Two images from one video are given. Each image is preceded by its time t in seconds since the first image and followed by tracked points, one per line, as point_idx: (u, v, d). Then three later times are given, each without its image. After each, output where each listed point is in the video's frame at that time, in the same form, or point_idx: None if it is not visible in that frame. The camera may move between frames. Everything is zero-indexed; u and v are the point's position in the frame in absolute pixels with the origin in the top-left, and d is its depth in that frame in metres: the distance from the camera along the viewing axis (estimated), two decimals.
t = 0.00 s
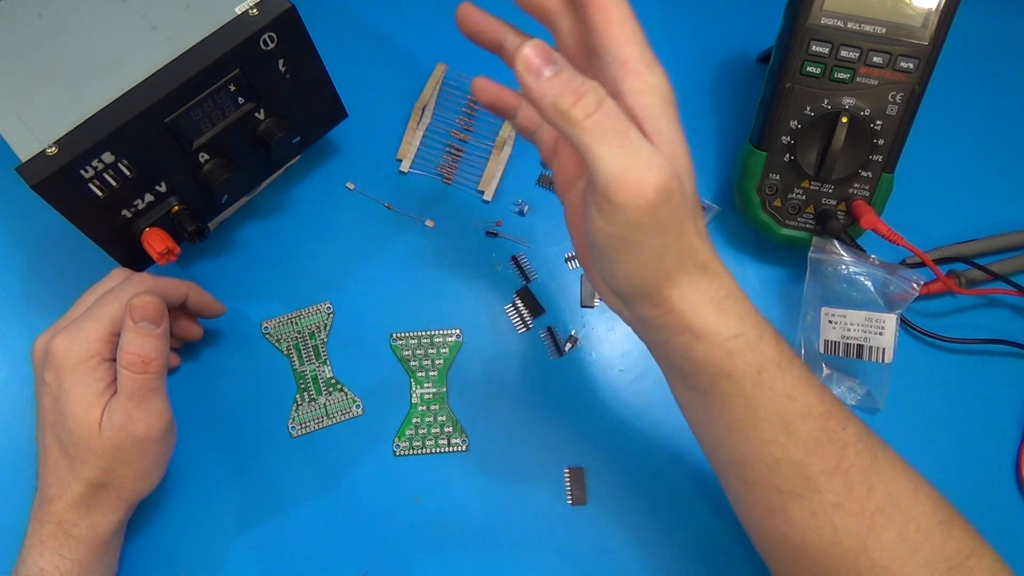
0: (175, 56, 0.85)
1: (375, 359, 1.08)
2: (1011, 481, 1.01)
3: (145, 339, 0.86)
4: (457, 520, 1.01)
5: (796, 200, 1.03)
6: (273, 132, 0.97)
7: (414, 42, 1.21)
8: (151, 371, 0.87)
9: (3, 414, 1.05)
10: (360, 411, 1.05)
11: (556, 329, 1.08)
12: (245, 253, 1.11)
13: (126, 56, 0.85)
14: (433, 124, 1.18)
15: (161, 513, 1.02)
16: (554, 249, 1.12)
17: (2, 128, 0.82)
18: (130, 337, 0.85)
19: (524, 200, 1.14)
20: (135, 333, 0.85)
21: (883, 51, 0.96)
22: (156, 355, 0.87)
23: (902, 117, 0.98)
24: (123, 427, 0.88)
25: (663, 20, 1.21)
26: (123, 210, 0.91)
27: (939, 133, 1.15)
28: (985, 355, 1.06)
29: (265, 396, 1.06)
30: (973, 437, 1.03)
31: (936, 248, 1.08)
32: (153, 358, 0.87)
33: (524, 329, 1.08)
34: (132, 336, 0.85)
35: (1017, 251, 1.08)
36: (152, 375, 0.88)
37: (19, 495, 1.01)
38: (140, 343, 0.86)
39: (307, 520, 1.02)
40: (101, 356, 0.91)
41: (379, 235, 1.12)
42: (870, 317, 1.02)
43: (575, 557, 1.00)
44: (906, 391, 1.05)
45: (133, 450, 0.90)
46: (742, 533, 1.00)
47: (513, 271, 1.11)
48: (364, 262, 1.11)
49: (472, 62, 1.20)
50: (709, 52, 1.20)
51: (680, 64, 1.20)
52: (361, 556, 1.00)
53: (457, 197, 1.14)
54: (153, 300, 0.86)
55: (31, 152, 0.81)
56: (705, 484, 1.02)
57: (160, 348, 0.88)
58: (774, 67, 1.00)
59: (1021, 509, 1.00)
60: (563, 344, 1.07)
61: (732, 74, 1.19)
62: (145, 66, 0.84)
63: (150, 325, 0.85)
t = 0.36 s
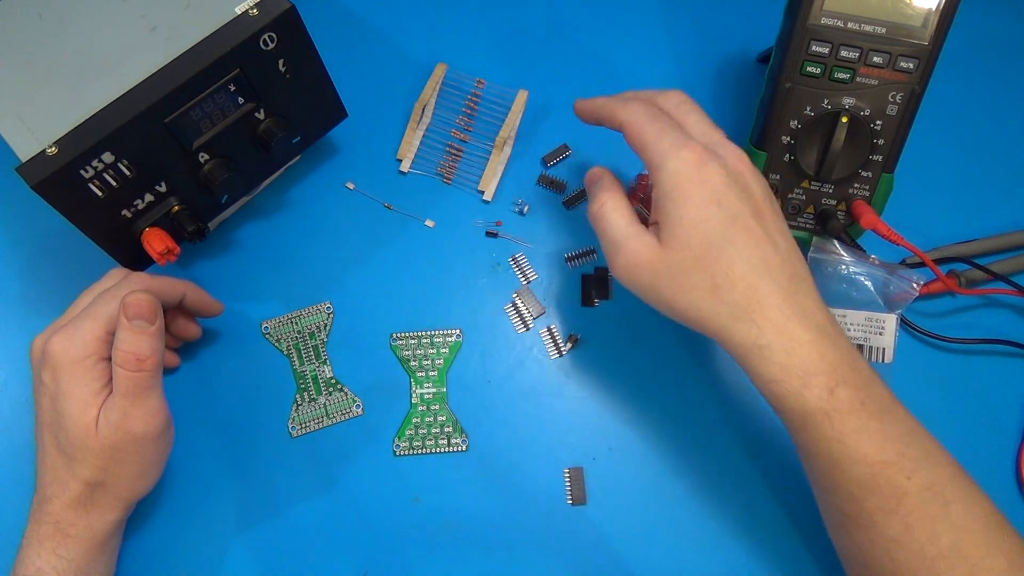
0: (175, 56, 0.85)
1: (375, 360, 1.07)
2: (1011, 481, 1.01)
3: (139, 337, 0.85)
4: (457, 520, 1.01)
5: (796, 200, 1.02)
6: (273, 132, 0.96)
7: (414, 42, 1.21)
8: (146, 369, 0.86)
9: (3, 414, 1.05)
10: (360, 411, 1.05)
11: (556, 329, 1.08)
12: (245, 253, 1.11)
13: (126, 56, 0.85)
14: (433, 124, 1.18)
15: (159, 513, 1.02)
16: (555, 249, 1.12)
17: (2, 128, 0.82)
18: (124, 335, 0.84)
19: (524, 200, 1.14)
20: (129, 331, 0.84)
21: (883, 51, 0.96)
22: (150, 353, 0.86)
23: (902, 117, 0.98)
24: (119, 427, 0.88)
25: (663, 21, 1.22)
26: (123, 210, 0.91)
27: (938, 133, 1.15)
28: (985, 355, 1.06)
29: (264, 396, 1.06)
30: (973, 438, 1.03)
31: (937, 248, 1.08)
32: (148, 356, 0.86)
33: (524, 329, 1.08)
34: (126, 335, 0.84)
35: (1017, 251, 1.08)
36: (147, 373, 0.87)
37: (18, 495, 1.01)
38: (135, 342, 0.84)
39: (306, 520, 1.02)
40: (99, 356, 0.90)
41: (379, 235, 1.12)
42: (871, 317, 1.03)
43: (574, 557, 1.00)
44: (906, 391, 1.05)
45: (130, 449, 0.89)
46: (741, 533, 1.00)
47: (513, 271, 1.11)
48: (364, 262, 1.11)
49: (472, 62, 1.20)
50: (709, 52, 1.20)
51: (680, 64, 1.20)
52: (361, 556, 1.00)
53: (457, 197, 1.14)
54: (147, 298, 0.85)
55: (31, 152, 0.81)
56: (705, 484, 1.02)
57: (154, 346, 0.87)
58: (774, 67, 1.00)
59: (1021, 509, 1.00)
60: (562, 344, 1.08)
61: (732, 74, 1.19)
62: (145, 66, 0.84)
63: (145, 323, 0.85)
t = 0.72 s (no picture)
0: (175, 56, 0.85)
1: (376, 360, 1.08)
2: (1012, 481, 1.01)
3: (143, 337, 0.85)
4: (457, 520, 1.01)
5: (796, 200, 1.02)
6: (273, 132, 0.97)
7: (414, 42, 1.21)
8: (149, 369, 0.86)
9: (3, 413, 1.05)
10: (360, 411, 1.05)
11: (556, 330, 1.09)
12: (246, 253, 1.11)
13: (126, 56, 0.85)
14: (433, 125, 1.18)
15: (160, 513, 1.02)
16: (555, 249, 1.12)
17: (3, 128, 0.82)
18: (127, 335, 0.84)
19: (524, 200, 1.14)
20: (133, 331, 0.84)
21: (883, 51, 0.96)
22: (153, 353, 0.86)
23: (902, 117, 0.98)
24: (119, 426, 0.88)
25: (663, 20, 1.21)
26: (123, 210, 0.91)
27: (938, 133, 1.15)
28: (985, 355, 1.06)
29: (264, 396, 1.06)
30: (973, 438, 1.03)
31: (937, 248, 1.08)
32: (151, 356, 0.85)
33: (524, 329, 1.09)
34: (130, 335, 0.84)
35: (1018, 251, 1.08)
36: (150, 374, 0.87)
37: (18, 495, 1.01)
38: (138, 342, 0.84)
39: (306, 519, 1.02)
40: (100, 356, 0.90)
41: (379, 235, 1.12)
42: (871, 317, 1.02)
43: (573, 557, 1.00)
44: (906, 390, 1.05)
45: (131, 449, 0.89)
46: (741, 533, 1.00)
47: (513, 271, 1.11)
48: (364, 262, 1.11)
49: (472, 62, 1.20)
50: (709, 52, 1.20)
51: (680, 63, 1.20)
52: (361, 556, 1.00)
53: (457, 197, 1.14)
54: (150, 299, 0.86)
55: (31, 152, 0.81)
56: (705, 484, 1.02)
57: (157, 347, 0.86)
58: (774, 67, 1.00)
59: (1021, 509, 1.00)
60: (563, 344, 1.08)
61: (732, 74, 1.19)
62: (146, 66, 0.84)
63: (148, 323, 0.85)
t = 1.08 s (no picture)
0: (175, 56, 0.85)
1: (376, 360, 1.07)
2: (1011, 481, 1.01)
3: (141, 336, 0.85)
4: (457, 520, 1.01)
5: (796, 200, 1.03)
6: (273, 132, 0.97)
7: (413, 42, 1.21)
8: (147, 369, 0.86)
9: (3, 413, 1.05)
10: (360, 411, 1.05)
11: (556, 330, 1.09)
12: (245, 253, 1.11)
13: (126, 56, 0.85)
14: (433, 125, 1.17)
15: (160, 513, 1.02)
16: (555, 249, 1.12)
17: (3, 128, 0.82)
18: (126, 335, 0.84)
19: (524, 199, 1.14)
20: (131, 331, 0.84)
21: (883, 51, 0.96)
22: (152, 352, 0.86)
23: (902, 117, 0.98)
24: (118, 425, 0.88)
25: (663, 21, 1.21)
26: (123, 210, 0.91)
27: (938, 133, 1.15)
28: (985, 355, 1.06)
29: (264, 396, 1.06)
30: (972, 437, 1.03)
31: (936, 248, 1.08)
32: (149, 355, 0.85)
33: (524, 329, 1.09)
34: (129, 334, 0.84)
35: (1017, 251, 1.08)
36: (149, 373, 0.87)
37: (18, 494, 1.01)
38: (137, 341, 0.84)
39: (307, 519, 1.02)
40: (100, 356, 0.90)
41: (379, 236, 1.12)
42: (870, 317, 1.03)
43: (573, 557, 1.00)
44: (907, 390, 1.05)
45: (130, 449, 0.89)
46: (742, 534, 1.00)
47: (513, 271, 1.11)
48: (364, 262, 1.11)
49: (472, 62, 1.20)
50: (709, 52, 1.20)
51: (680, 64, 1.20)
52: (361, 555, 1.00)
53: (458, 197, 1.14)
54: (149, 297, 0.85)
55: (31, 152, 0.81)
56: (705, 484, 1.02)
57: (156, 346, 0.86)
58: (774, 68, 1.00)
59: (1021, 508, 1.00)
60: (563, 344, 1.08)
61: (732, 74, 1.19)
62: (146, 66, 0.84)
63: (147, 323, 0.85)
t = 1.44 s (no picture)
0: (175, 56, 0.85)
1: (376, 360, 1.07)
2: (1011, 481, 1.01)
3: (138, 335, 0.85)
4: (458, 520, 1.01)
5: (796, 200, 1.03)
6: (273, 132, 0.97)
7: (414, 42, 1.21)
8: (145, 367, 0.86)
9: (3, 413, 1.05)
10: (360, 411, 1.05)
11: (556, 330, 1.09)
12: (245, 254, 1.11)
13: (126, 56, 0.85)
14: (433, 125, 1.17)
15: (159, 512, 1.02)
16: (555, 249, 1.12)
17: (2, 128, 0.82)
18: (124, 333, 0.84)
19: (524, 200, 1.14)
20: (129, 329, 0.84)
21: (883, 51, 0.96)
22: (149, 351, 0.86)
23: (902, 117, 0.98)
24: (116, 425, 0.88)
25: (663, 21, 1.22)
26: (123, 210, 0.91)
27: (938, 133, 1.15)
28: (985, 355, 1.06)
29: (264, 396, 1.06)
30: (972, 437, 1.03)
31: (936, 248, 1.08)
32: (147, 354, 0.85)
33: (524, 329, 1.09)
34: (127, 333, 0.84)
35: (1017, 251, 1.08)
36: (146, 372, 0.87)
37: (17, 494, 1.01)
38: (135, 340, 0.84)
39: (306, 519, 1.02)
40: (97, 355, 0.90)
41: (379, 236, 1.12)
42: (870, 317, 1.02)
43: (573, 557, 1.00)
44: (908, 390, 1.05)
45: (128, 448, 0.89)
46: (742, 533, 1.00)
47: (513, 271, 1.11)
48: (363, 262, 1.11)
49: (472, 62, 1.20)
50: (709, 52, 1.20)
51: (680, 63, 1.20)
52: (361, 555, 1.00)
53: (457, 197, 1.14)
54: (146, 296, 0.85)
55: (30, 152, 0.81)
56: (705, 483, 1.02)
57: (154, 344, 0.86)
58: (774, 68, 1.00)
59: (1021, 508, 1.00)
60: (563, 344, 1.08)
61: (732, 74, 1.19)
62: (146, 65, 0.84)
63: (144, 322, 0.84)
